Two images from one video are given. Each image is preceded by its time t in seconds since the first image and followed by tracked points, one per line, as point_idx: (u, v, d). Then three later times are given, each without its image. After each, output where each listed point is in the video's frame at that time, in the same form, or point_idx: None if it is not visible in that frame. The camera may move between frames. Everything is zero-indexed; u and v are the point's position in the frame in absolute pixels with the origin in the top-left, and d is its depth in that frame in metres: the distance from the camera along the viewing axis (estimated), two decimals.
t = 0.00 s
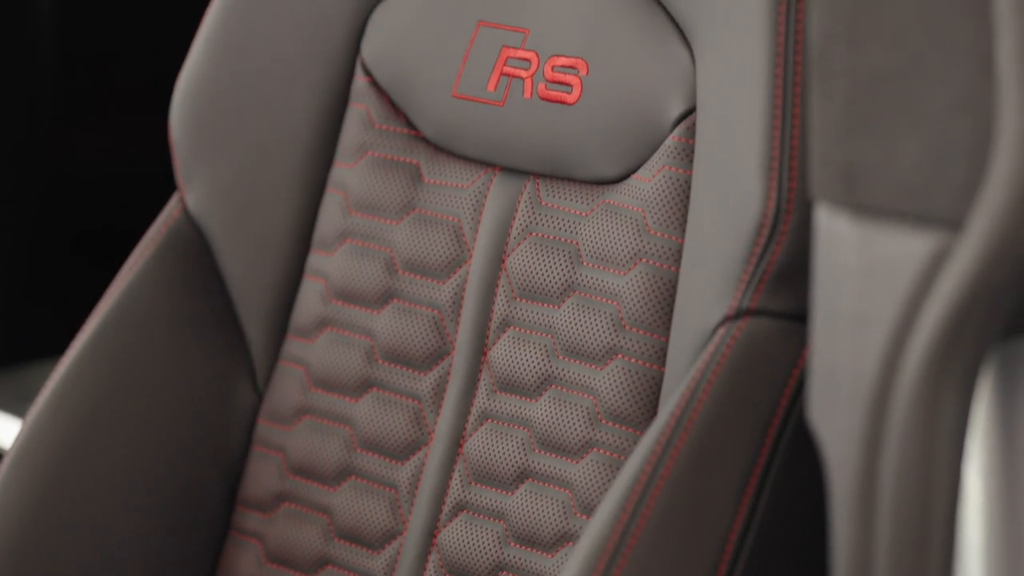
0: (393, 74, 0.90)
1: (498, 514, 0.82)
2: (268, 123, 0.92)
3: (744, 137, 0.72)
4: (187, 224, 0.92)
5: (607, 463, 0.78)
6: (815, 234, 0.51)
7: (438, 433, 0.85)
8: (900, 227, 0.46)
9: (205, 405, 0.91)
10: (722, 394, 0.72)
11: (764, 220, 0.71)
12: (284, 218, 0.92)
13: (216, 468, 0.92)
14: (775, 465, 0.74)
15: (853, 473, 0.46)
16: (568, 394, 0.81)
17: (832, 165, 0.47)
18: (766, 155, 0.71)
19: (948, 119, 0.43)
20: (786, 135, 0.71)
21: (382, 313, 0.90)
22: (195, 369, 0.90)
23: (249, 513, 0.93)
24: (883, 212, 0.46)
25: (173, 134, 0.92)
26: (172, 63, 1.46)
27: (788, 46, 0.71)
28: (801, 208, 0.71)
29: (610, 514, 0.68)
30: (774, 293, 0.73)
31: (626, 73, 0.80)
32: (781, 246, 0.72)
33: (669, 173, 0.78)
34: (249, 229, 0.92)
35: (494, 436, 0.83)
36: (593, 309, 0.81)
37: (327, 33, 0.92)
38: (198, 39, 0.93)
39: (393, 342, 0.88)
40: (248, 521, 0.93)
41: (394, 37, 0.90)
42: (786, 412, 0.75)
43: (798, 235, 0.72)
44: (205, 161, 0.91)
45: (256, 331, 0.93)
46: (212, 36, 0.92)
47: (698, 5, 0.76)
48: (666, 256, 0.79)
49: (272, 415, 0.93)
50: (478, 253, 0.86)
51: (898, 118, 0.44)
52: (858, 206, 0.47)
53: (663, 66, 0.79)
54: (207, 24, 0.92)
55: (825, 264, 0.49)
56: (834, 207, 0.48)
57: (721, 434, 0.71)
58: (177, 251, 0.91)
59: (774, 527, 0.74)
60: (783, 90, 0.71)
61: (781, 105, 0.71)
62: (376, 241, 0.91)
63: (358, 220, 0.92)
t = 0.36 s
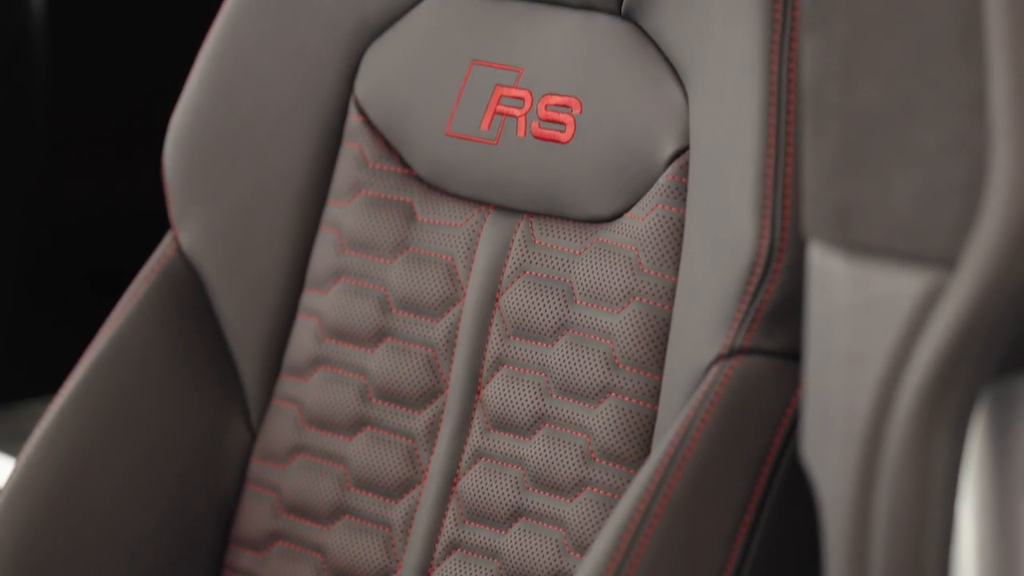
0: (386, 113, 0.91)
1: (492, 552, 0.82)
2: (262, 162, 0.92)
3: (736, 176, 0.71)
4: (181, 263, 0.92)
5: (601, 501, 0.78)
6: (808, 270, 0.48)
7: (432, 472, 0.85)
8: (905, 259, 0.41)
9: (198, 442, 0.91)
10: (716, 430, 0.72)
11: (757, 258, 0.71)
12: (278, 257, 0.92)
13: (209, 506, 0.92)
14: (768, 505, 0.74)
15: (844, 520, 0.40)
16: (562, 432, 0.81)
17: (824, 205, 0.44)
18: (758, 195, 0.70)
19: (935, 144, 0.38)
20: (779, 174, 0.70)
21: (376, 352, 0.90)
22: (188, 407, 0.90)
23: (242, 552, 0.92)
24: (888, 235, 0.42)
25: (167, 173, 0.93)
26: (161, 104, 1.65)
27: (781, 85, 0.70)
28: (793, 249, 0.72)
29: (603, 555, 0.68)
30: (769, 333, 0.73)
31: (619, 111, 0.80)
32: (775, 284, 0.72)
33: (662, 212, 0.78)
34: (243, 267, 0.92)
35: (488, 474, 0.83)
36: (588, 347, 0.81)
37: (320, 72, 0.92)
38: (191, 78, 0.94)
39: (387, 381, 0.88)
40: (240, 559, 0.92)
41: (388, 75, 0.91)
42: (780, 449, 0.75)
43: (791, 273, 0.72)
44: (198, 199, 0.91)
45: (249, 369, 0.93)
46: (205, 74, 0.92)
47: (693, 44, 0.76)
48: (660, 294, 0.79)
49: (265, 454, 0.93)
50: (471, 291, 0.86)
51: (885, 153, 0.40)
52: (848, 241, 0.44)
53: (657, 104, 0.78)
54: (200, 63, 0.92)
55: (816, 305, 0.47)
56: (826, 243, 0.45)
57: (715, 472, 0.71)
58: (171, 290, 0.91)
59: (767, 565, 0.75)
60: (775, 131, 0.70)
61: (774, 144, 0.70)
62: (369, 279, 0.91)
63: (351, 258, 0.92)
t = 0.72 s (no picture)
0: (380, 151, 0.91)
1: None
2: (256, 199, 0.92)
3: (730, 215, 0.72)
4: (176, 301, 0.92)
5: (595, 539, 0.78)
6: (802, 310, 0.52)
7: (426, 509, 0.85)
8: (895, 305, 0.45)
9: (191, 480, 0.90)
10: (710, 468, 0.72)
11: (751, 295, 0.71)
12: (272, 295, 0.93)
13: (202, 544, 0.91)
14: (762, 543, 0.73)
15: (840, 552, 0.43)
16: (556, 470, 0.81)
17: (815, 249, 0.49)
18: (752, 233, 0.71)
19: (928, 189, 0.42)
20: (773, 213, 0.71)
21: (370, 390, 0.90)
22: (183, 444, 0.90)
23: None
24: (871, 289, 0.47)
25: (161, 210, 0.93)
26: (165, 130, 1.50)
27: (775, 125, 0.70)
28: (787, 286, 0.71)
29: None
30: (762, 371, 0.74)
31: (612, 148, 0.81)
32: (769, 322, 0.72)
33: (656, 250, 0.79)
34: (237, 305, 0.92)
35: (482, 512, 0.83)
36: (582, 385, 0.81)
37: (314, 110, 0.93)
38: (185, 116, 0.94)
39: (381, 419, 0.89)
40: None
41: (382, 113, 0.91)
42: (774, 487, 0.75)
43: (785, 312, 0.72)
44: (192, 237, 0.91)
45: (244, 407, 0.93)
46: (200, 113, 0.92)
47: (686, 81, 0.76)
48: (653, 331, 0.79)
49: (259, 491, 0.93)
50: (465, 329, 0.86)
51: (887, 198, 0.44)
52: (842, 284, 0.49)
53: (651, 140, 0.79)
54: (195, 102, 0.92)
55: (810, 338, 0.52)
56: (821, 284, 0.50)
57: (710, 508, 0.71)
58: (165, 328, 0.90)
59: None
60: (769, 168, 0.70)
61: (768, 181, 0.70)
62: (364, 317, 0.91)
63: (346, 296, 0.92)
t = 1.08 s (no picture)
0: (375, 190, 0.92)
1: None
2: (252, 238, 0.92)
3: (725, 253, 0.72)
4: (171, 339, 0.92)
5: None
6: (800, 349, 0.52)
7: (421, 548, 0.85)
8: (892, 340, 0.46)
9: (185, 519, 0.90)
10: (706, 506, 0.71)
11: (747, 333, 0.71)
12: (268, 333, 0.93)
13: None
14: None
15: None
16: (552, 508, 0.81)
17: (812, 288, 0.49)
18: (747, 272, 0.71)
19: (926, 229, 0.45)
20: (768, 253, 0.71)
21: (366, 428, 0.90)
22: (178, 483, 0.90)
23: None
24: (867, 325, 0.47)
25: (156, 247, 0.93)
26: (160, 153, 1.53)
27: (770, 165, 0.71)
28: (783, 324, 0.72)
29: None
30: (757, 409, 0.73)
31: (608, 186, 0.81)
32: (764, 361, 0.72)
33: (652, 288, 0.79)
34: (233, 344, 0.92)
35: (479, 550, 0.83)
36: (578, 424, 0.81)
37: (310, 149, 0.93)
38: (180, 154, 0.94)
39: (377, 457, 0.88)
40: None
41: (378, 152, 0.92)
42: (771, 522, 0.75)
43: (780, 350, 0.72)
44: (188, 275, 0.91)
45: (239, 445, 0.93)
46: (195, 151, 0.93)
47: (680, 118, 0.76)
48: (649, 369, 0.79)
49: (255, 530, 0.93)
50: (461, 366, 0.86)
51: (882, 236, 0.45)
52: (840, 321, 0.49)
53: (646, 179, 0.79)
54: (191, 138, 0.93)
55: (807, 376, 0.52)
56: (819, 321, 0.49)
57: (706, 547, 0.71)
58: (161, 366, 0.90)
59: None
60: (764, 207, 0.71)
61: (763, 220, 0.71)
62: (359, 355, 0.91)
63: (342, 334, 0.92)
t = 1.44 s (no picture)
0: (372, 229, 0.92)
1: None
2: (249, 276, 0.93)
3: (723, 292, 0.73)
4: (168, 379, 0.91)
5: None
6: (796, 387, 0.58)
7: None
8: (891, 380, 0.53)
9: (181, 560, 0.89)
10: (704, 546, 0.71)
11: (744, 372, 0.72)
12: (265, 372, 0.93)
13: None
14: None
15: None
16: (549, 548, 0.81)
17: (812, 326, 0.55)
18: (744, 310, 0.71)
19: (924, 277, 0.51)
20: (765, 291, 0.71)
21: (362, 467, 0.90)
22: (174, 523, 0.89)
23: None
24: (864, 366, 0.54)
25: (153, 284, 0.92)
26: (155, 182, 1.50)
27: (767, 205, 0.71)
28: (780, 363, 0.72)
29: None
30: (753, 449, 0.73)
31: (603, 225, 0.82)
32: (761, 401, 0.72)
33: (648, 327, 0.79)
34: (229, 383, 0.92)
35: None
36: (575, 463, 0.81)
37: (307, 188, 0.94)
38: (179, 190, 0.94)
39: (374, 497, 0.89)
40: None
41: (375, 191, 0.93)
42: (768, 561, 0.74)
43: (778, 390, 0.72)
44: (185, 313, 0.91)
45: (235, 484, 0.93)
46: (193, 189, 0.92)
47: (677, 157, 0.77)
48: (645, 409, 0.79)
49: (253, 570, 0.93)
50: (458, 406, 0.86)
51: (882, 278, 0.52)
52: (836, 362, 0.55)
53: (642, 219, 0.80)
54: (189, 175, 0.93)
55: (803, 416, 0.57)
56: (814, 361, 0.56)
57: None
58: (158, 407, 0.90)
59: None
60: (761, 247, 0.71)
61: (761, 258, 0.71)
62: (356, 395, 0.91)
63: (340, 374, 0.93)
